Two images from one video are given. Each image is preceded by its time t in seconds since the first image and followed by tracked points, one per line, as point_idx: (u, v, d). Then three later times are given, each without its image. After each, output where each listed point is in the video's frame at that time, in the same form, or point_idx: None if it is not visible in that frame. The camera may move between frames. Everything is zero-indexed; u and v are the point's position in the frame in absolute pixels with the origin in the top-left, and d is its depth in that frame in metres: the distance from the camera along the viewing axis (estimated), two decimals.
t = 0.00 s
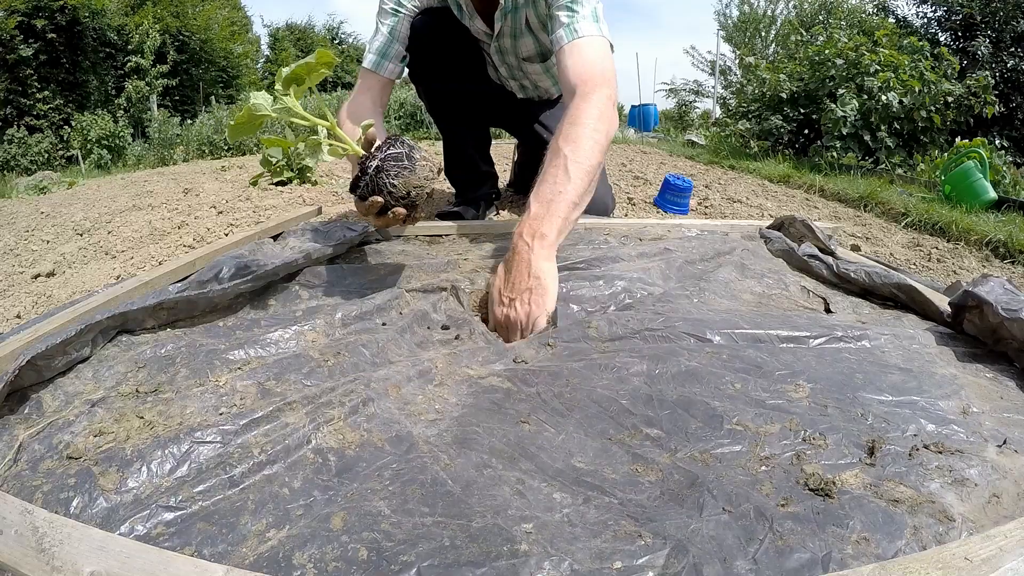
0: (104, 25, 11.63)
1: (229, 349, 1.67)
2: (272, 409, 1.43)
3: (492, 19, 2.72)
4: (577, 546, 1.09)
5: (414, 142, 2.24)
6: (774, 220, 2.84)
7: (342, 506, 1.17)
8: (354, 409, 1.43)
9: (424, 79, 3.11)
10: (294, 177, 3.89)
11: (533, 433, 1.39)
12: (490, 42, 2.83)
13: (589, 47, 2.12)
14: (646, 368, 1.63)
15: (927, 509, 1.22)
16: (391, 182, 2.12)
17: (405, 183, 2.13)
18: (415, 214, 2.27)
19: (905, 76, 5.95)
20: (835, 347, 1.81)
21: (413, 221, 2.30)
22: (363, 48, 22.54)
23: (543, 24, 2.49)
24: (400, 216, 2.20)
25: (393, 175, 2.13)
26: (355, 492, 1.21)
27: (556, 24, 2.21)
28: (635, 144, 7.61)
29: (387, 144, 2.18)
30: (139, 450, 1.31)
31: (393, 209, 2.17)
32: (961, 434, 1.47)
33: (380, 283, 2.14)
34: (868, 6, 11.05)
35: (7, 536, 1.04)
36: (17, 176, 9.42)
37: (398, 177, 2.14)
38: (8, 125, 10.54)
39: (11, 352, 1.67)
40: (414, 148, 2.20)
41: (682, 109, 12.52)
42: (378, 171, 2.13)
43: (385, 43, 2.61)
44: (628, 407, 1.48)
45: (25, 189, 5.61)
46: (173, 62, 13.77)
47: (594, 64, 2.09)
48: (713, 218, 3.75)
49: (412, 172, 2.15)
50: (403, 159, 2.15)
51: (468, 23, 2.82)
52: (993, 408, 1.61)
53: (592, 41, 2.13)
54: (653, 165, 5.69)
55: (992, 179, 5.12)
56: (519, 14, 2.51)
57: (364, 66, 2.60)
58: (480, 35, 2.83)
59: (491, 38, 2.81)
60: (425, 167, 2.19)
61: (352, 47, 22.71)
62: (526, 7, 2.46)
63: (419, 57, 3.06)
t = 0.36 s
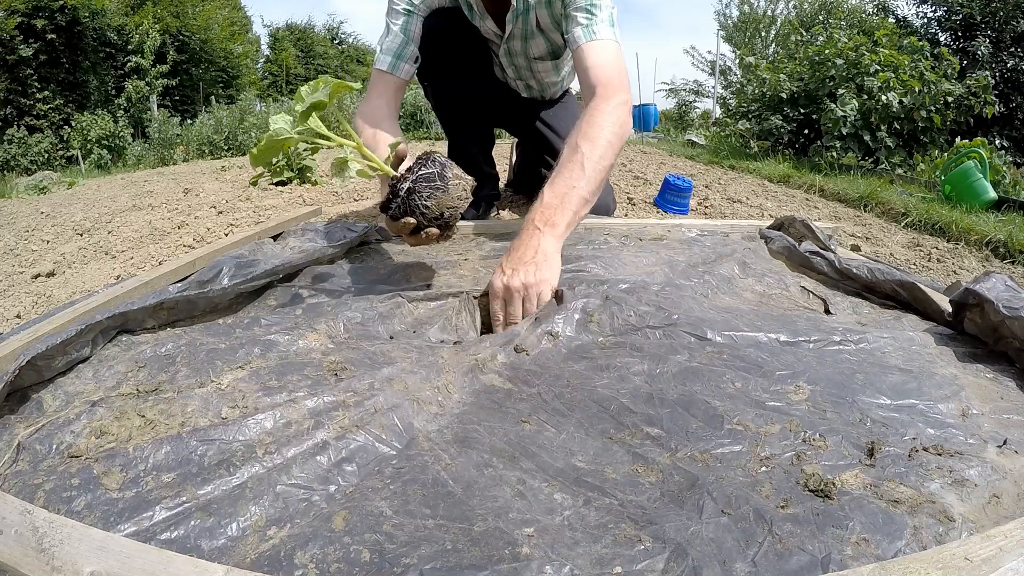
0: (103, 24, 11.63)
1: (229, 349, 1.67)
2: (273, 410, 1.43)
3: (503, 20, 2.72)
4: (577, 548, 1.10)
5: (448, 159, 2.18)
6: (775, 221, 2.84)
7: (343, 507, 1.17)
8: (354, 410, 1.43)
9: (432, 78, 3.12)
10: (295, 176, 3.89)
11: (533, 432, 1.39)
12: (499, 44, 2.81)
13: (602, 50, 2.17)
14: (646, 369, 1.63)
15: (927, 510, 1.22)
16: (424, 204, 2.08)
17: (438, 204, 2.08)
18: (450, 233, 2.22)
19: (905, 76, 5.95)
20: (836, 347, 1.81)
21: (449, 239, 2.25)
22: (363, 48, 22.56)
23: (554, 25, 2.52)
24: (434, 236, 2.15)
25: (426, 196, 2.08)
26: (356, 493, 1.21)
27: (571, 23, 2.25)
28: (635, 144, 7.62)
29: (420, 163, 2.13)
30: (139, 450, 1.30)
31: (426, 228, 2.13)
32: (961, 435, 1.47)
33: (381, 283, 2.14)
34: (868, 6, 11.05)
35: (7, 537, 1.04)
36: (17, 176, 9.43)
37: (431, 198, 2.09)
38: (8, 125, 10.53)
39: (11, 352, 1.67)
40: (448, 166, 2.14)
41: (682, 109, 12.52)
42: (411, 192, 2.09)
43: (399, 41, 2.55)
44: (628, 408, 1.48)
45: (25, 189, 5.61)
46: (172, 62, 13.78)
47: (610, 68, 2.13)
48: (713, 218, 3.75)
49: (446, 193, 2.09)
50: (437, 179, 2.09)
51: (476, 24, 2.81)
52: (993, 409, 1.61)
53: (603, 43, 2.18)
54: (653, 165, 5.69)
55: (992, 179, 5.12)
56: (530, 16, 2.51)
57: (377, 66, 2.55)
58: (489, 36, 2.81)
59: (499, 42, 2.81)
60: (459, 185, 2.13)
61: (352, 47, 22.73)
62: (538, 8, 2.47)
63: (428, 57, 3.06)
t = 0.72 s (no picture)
0: (103, 24, 11.63)
1: (230, 349, 1.67)
2: (274, 411, 1.43)
3: (508, 20, 2.73)
4: (578, 548, 1.10)
5: (436, 154, 2.17)
6: (774, 220, 2.83)
7: (343, 507, 1.17)
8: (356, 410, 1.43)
9: (432, 76, 3.12)
10: (295, 176, 3.89)
11: (533, 432, 1.40)
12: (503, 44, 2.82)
13: (597, 56, 2.16)
14: (646, 369, 1.63)
15: (927, 510, 1.22)
16: (409, 198, 2.08)
17: (423, 199, 2.08)
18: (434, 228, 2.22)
19: (905, 76, 5.95)
20: (836, 347, 1.81)
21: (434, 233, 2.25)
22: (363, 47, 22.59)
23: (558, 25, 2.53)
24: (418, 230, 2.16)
25: (411, 190, 2.08)
26: (356, 493, 1.21)
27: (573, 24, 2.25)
28: (635, 144, 7.62)
29: (408, 157, 2.13)
30: (138, 450, 1.30)
31: (410, 223, 2.14)
32: (961, 435, 1.47)
33: (381, 282, 2.14)
34: (868, 6, 11.05)
35: (7, 537, 1.04)
36: (16, 176, 9.43)
37: (417, 192, 2.09)
38: (8, 125, 10.52)
39: (11, 352, 1.67)
40: (435, 161, 2.14)
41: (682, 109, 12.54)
42: (397, 185, 2.09)
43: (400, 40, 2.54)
44: (629, 407, 1.48)
45: (25, 189, 5.61)
46: (172, 62, 13.78)
47: (604, 80, 2.11)
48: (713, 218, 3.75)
49: (432, 187, 2.10)
50: (424, 174, 2.10)
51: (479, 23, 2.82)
52: (992, 409, 1.61)
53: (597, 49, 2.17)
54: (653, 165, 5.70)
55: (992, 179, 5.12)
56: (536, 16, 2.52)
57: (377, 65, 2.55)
58: (494, 34, 2.82)
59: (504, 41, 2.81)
60: (446, 181, 2.13)
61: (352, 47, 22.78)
62: (544, 8, 2.48)
63: (428, 55, 3.07)
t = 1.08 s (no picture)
0: (103, 24, 11.62)
1: (230, 349, 1.67)
2: (275, 412, 1.43)
3: (508, 20, 2.73)
4: (577, 549, 1.10)
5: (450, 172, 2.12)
6: (774, 220, 2.84)
7: (342, 508, 1.17)
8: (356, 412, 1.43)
9: (433, 74, 3.11)
10: (295, 176, 3.89)
11: (533, 433, 1.40)
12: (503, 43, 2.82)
13: (608, 59, 2.20)
14: (646, 370, 1.63)
15: (927, 510, 1.22)
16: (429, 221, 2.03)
17: (443, 220, 2.03)
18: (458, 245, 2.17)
19: (905, 76, 5.95)
20: (836, 347, 1.81)
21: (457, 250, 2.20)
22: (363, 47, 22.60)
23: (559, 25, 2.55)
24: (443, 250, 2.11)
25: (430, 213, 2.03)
26: (356, 495, 1.22)
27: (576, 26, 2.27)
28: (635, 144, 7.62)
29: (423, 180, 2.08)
30: (138, 450, 1.30)
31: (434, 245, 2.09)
32: (961, 436, 1.47)
33: (381, 283, 2.14)
34: (868, 6, 11.05)
35: (7, 537, 1.04)
36: (17, 176, 9.43)
37: (436, 214, 2.04)
38: (7, 125, 10.51)
39: (11, 352, 1.67)
40: (451, 180, 2.09)
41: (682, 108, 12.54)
42: (416, 210, 2.04)
43: (407, 39, 2.53)
44: (629, 408, 1.48)
45: (25, 189, 5.61)
46: (172, 62, 13.78)
47: (619, 83, 2.16)
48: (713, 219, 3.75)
49: (451, 207, 2.05)
50: (441, 195, 2.05)
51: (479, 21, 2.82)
52: (992, 409, 1.61)
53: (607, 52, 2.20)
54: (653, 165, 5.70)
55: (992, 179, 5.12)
56: (534, 16, 2.53)
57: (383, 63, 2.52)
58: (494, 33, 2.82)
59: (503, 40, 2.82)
60: (463, 199, 2.08)
61: (352, 47, 22.79)
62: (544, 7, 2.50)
63: (430, 53, 3.06)
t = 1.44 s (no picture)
0: (103, 24, 11.63)
1: (230, 350, 1.67)
2: (275, 413, 1.43)
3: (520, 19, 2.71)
4: (577, 549, 1.10)
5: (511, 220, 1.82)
6: (774, 220, 2.84)
7: (342, 508, 1.17)
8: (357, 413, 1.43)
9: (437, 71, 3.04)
10: (294, 176, 3.89)
11: (533, 434, 1.40)
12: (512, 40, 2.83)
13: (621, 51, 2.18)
14: (646, 370, 1.63)
15: (927, 510, 1.22)
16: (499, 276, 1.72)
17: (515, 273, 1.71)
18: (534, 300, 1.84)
19: (905, 76, 5.95)
20: (836, 347, 1.81)
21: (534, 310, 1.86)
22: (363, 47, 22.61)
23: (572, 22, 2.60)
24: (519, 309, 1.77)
25: (499, 266, 1.72)
26: (356, 495, 1.21)
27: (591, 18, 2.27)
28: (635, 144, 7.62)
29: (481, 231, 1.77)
30: (138, 451, 1.30)
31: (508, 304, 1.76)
32: (961, 436, 1.47)
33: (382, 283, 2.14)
34: (868, 6, 11.05)
35: (7, 537, 1.04)
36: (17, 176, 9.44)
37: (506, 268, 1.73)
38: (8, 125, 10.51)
39: (11, 352, 1.67)
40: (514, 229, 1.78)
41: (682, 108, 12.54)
42: (481, 265, 1.73)
43: (443, 29, 2.28)
44: (628, 409, 1.48)
45: (25, 189, 5.61)
46: (172, 62, 13.78)
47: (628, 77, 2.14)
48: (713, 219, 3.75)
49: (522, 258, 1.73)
50: (508, 247, 1.74)
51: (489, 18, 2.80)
52: (992, 409, 1.61)
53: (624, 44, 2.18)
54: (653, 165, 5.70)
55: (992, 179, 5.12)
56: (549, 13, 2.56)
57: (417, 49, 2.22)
58: (504, 31, 2.81)
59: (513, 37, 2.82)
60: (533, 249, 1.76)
61: (352, 47, 22.81)
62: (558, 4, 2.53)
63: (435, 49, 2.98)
